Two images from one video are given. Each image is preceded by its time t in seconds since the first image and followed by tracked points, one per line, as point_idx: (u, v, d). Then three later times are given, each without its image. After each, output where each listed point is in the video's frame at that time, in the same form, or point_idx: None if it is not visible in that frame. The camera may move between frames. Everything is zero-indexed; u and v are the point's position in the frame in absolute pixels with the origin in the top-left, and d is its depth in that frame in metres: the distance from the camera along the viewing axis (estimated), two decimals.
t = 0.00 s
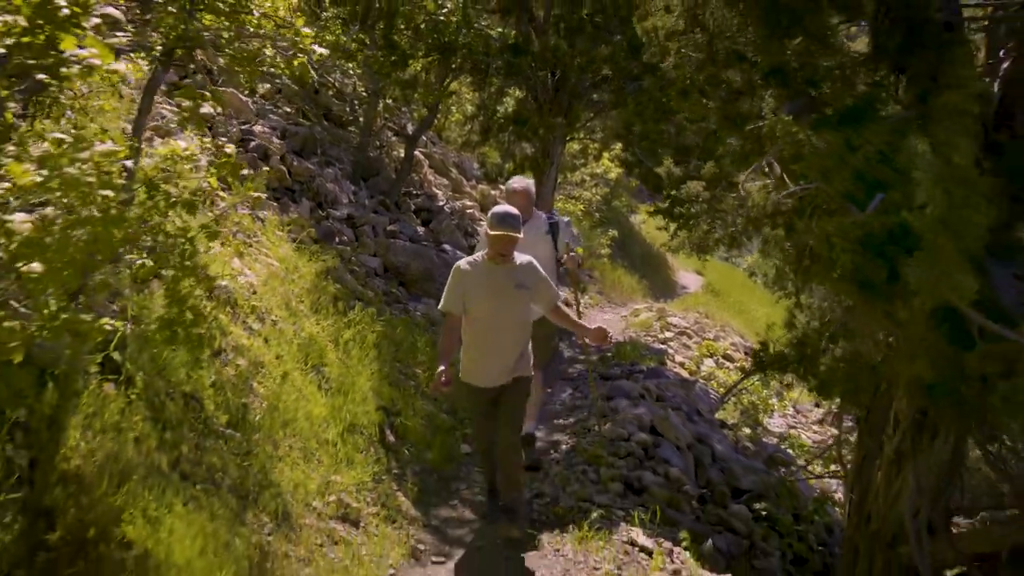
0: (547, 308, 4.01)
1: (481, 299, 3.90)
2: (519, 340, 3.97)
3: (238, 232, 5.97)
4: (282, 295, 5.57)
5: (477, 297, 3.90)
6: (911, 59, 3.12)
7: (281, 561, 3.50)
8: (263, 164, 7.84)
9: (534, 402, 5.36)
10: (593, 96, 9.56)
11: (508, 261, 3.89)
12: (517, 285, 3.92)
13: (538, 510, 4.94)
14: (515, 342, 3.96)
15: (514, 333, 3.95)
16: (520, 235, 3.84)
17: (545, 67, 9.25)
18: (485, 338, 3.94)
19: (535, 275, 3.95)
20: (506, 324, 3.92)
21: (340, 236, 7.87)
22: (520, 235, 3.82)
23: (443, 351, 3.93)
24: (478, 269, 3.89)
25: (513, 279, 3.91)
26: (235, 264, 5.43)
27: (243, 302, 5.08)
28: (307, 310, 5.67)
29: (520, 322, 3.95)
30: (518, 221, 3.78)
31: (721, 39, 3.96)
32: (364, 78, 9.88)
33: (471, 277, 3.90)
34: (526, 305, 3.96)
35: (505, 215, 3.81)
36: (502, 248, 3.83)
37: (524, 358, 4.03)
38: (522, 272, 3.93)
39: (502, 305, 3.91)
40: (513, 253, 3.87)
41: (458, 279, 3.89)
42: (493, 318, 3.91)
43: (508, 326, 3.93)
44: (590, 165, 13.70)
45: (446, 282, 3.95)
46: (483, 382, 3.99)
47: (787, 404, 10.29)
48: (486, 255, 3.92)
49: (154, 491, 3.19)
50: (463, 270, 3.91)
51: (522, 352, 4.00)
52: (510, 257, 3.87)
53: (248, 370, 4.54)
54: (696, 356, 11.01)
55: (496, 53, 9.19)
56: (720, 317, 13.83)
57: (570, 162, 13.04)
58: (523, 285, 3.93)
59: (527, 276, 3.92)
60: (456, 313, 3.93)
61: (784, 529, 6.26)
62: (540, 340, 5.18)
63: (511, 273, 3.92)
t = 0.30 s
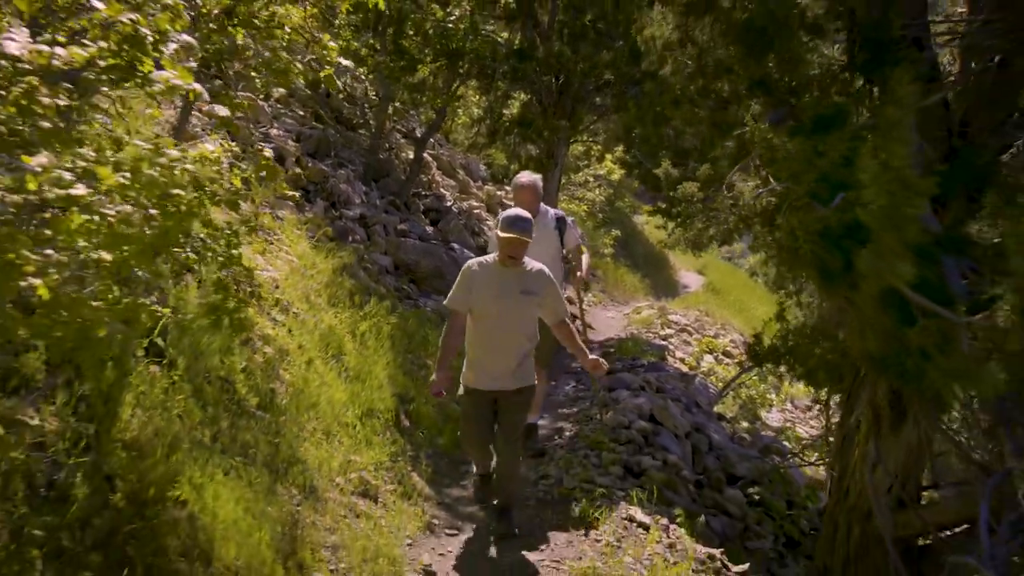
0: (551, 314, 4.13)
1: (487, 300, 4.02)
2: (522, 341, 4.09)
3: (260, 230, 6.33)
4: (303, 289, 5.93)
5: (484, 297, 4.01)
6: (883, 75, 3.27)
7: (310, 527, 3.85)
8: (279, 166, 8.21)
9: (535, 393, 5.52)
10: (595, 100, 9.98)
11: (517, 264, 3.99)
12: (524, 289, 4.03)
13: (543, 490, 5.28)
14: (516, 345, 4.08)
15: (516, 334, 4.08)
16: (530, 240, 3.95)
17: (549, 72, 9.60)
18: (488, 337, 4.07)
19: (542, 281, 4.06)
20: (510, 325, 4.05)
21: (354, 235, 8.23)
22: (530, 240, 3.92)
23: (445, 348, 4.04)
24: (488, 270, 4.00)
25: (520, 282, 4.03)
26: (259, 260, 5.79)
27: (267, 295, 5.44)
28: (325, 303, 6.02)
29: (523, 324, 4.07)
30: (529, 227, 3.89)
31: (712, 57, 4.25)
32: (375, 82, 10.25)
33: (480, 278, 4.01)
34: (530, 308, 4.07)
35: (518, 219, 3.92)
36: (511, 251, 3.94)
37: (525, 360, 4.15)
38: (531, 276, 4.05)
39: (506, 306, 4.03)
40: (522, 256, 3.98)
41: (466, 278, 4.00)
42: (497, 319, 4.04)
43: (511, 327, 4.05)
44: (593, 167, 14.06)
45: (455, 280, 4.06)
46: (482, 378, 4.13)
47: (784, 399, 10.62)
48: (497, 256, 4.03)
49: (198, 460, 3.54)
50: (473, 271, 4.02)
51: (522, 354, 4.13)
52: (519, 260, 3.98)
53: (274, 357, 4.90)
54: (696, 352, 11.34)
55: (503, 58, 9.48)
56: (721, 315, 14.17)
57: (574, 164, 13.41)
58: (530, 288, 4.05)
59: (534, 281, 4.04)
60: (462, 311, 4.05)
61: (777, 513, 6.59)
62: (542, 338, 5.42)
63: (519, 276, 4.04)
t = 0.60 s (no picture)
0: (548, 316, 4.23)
1: (487, 302, 4.09)
2: (519, 344, 4.16)
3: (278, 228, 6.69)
4: (318, 282, 6.27)
5: (483, 300, 4.09)
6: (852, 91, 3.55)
7: (330, 500, 4.20)
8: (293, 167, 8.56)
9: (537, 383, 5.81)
10: (597, 102, 10.29)
11: (515, 266, 4.06)
12: (522, 291, 4.11)
13: (545, 473, 5.62)
14: (516, 346, 4.15)
15: (513, 338, 4.15)
16: (526, 242, 4.03)
17: (552, 75, 9.93)
18: (488, 339, 4.14)
19: (538, 283, 4.16)
20: (509, 327, 4.12)
21: (364, 232, 8.57)
22: (527, 242, 4.00)
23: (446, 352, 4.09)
24: (485, 273, 4.09)
25: (518, 284, 4.10)
26: (277, 256, 6.14)
27: (286, 289, 5.79)
28: (339, 296, 6.36)
29: (521, 326, 4.14)
30: (526, 229, 3.97)
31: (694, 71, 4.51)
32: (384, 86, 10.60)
33: (478, 281, 4.08)
34: (527, 312, 4.15)
35: (514, 223, 4.00)
36: (509, 254, 4.02)
37: (523, 364, 4.21)
38: (527, 279, 4.13)
39: (505, 308, 4.10)
40: (518, 259, 4.05)
41: (465, 282, 4.07)
42: (496, 322, 4.11)
43: (511, 329, 4.13)
44: (595, 166, 14.40)
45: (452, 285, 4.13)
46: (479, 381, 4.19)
47: (780, 392, 10.94)
48: (494, 261, 4.10)
49: (231, 437, 3.88)
50: (471, 274, 4.09)
51: (522, 356, 4.20)
52: (516, 264, 4.04)
53: (293, 346, 5.24)
54: (694, 346, 11.67)
55: (507, 62, 9.73)
56: (720, 311, 14.49)
57: (576, 163, 13.74)
58: (527, 290, 4.13)
59: (531, 283, 4.12)
60: (461, 315, 4.12)
61: (768, 498, 6.93)
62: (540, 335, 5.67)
63: (516, 279, 4.11)
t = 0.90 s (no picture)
0: (546, 295, 4.27)
1: (480, 285, 4.16)
2: (514, 325, 4.21)
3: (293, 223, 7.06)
4: (331, 273, 6.64)
5: (476, 282, 4.16)
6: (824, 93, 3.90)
7: (347, 470, 4.54)
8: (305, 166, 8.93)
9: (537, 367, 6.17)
10: (597, 102, 10.66)
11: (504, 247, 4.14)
12: (514, 271, 4.16)
13: (546, 452, 5.97)
14: (512, 327, 4.20)
15: (507, 319, 4.20)
16: (513, 223, 4.10)
17: (553, 76, 10.29)
18: (485, 321, 4.20)
19: (532, 264, 4.21)
20: (504, 308, 4.18)
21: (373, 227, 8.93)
22: (513, 222, 4.08)
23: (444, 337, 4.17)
24: (476, 254, 4.17)
25: (510, 266, 4.16)
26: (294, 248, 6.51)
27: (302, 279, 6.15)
28: (351, 287, 6.72)
29: (517, 307, 4.19)
30: (508, 209, 4.05)
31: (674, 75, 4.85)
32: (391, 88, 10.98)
33: (469, 264, 4.16)
34: (521, 292, 4.20)
35: (499, 205, 4.09)
36: (497, 235, 4.10)
37: (521, 345, 4.25)
38: (520, 260, 4.19)
39: (499, 289, 4.17)
40: (508, 241, 4.13)
41: (456, 266, 4.16)
42: (491, 302, 4.17)
43: (506, 310, 4.18)
44: (596, 166, 14.77)
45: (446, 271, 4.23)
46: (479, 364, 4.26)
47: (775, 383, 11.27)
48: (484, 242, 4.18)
49: (258, 410, 4.23)
50: (462, 258, 4.19)
51: (521, 336, 4.24)
52: (504, 244, 4.12)
53: (310, 332, 5.60)
54: (692, 340, 12.01)
55: (510, 64, 10.13)
56: (718, 307, 14.84)
57: (577, 163, 14.10)
58: (521, 270, 4.18)
59: (523, 263, 4.17)
60: (457, 299, 4.21)
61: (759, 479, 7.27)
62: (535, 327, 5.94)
63: (509, 259, 4.17)
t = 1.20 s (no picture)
0: (545, 308, 4.23)
1: (482, 294, 4.11)
2: (515, 335, 4.15)
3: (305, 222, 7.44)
4: (342, 270, 7.01)
5: (478, 292, 4.10)
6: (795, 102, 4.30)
7: (362, 451, 4.90)
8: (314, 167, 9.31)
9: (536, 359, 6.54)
10: (595, 106, 11.04)
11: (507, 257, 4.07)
12: (517, 281, 4.11)
13: (545, 438, 6.34)
14: (512, 339, 4.14)
15: (508, 329, 4.14)
16: (518, 233, 4.03)
17: (552, 81, 10.66)
18: (485, 333, 4.14)
19: (534, 275, 4.15)
20: (505, 319, 4.12)
21: (379, 227, 9.30)
22: (518, 232, 4.01)
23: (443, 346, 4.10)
24: (481, 263, 4.10)
25: (513, 276, 4.11)
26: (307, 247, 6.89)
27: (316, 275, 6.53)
28: (360, 283, 7.10)
29: (517, 319, 4.14)
30: (515, 218, 3.97)
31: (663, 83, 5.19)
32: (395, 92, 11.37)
33: (473, 273, 4.10)
34: (523, 303, 4.15)
35: (505, 213, 4.01)
36: (502, 245, 4.03)
37: (520, 356, 4.19)
38: (523, 270, 4.13)
39: (501, 300, 4.11)
40: (512, 250, 4.06)
41: (460, 274, 4.10)
42: (492, 313, 4.11)
43: (506, 321, 4.13)
44: (594, 167, 15.15)
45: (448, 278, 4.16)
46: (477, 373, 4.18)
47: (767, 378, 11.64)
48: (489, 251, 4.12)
49: (281, 394, 4.59)
50: (466, 266, 4.12)
51: (520, 349, 4.19)
52: (509, 253, 4.06)
53: (324, 324, 5.98)
54: (687, 336, 12.38)
55: (510, 69, 10.53)
56: (712, 305, 15.21)
57: (575, 164, 14.48)
58: (523, 281, 4.13)
59: (526, 274, 4.12)
60: (458, 308, 4.15)
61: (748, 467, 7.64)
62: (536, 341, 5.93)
63: (512, 269, 4.12)
